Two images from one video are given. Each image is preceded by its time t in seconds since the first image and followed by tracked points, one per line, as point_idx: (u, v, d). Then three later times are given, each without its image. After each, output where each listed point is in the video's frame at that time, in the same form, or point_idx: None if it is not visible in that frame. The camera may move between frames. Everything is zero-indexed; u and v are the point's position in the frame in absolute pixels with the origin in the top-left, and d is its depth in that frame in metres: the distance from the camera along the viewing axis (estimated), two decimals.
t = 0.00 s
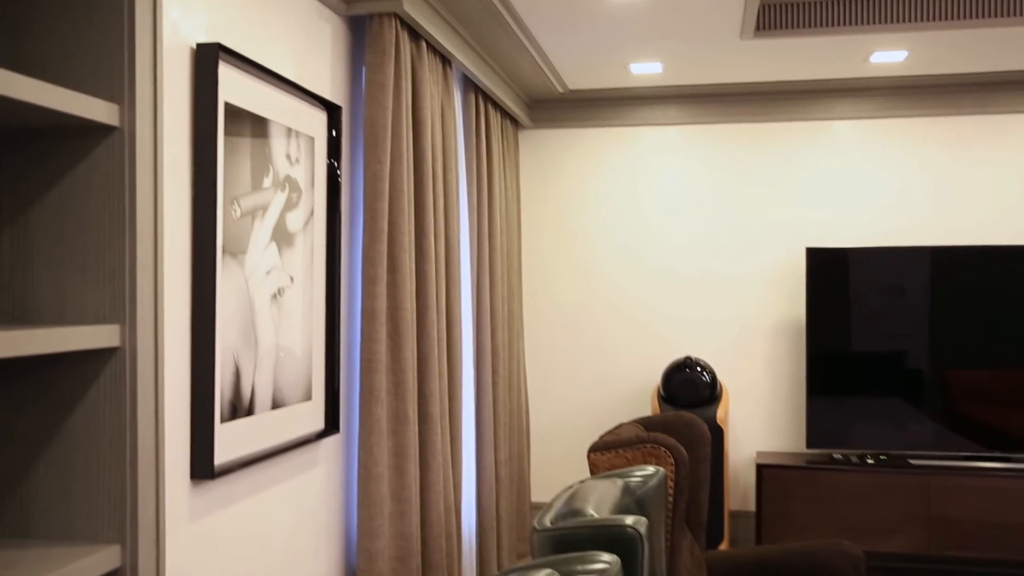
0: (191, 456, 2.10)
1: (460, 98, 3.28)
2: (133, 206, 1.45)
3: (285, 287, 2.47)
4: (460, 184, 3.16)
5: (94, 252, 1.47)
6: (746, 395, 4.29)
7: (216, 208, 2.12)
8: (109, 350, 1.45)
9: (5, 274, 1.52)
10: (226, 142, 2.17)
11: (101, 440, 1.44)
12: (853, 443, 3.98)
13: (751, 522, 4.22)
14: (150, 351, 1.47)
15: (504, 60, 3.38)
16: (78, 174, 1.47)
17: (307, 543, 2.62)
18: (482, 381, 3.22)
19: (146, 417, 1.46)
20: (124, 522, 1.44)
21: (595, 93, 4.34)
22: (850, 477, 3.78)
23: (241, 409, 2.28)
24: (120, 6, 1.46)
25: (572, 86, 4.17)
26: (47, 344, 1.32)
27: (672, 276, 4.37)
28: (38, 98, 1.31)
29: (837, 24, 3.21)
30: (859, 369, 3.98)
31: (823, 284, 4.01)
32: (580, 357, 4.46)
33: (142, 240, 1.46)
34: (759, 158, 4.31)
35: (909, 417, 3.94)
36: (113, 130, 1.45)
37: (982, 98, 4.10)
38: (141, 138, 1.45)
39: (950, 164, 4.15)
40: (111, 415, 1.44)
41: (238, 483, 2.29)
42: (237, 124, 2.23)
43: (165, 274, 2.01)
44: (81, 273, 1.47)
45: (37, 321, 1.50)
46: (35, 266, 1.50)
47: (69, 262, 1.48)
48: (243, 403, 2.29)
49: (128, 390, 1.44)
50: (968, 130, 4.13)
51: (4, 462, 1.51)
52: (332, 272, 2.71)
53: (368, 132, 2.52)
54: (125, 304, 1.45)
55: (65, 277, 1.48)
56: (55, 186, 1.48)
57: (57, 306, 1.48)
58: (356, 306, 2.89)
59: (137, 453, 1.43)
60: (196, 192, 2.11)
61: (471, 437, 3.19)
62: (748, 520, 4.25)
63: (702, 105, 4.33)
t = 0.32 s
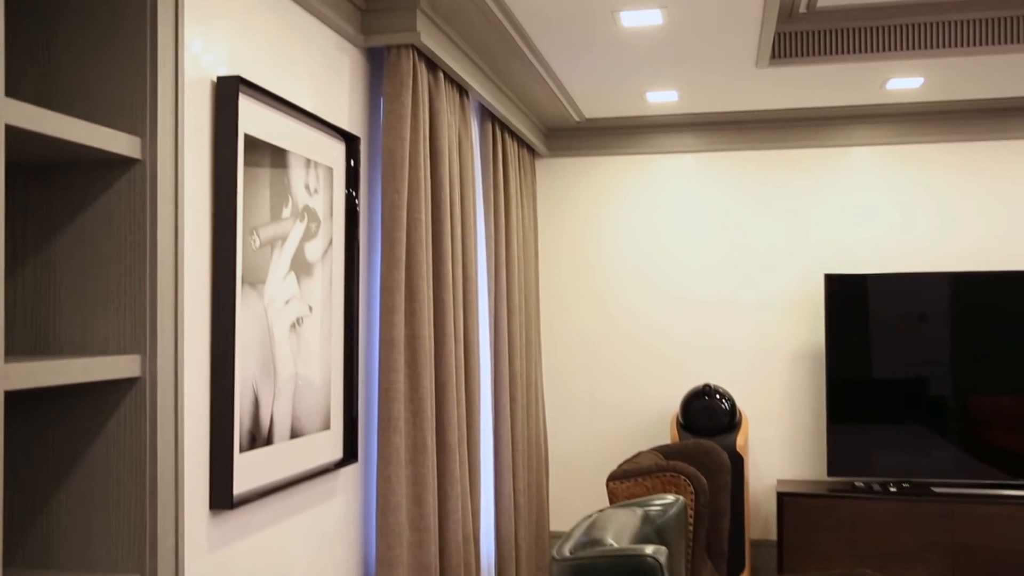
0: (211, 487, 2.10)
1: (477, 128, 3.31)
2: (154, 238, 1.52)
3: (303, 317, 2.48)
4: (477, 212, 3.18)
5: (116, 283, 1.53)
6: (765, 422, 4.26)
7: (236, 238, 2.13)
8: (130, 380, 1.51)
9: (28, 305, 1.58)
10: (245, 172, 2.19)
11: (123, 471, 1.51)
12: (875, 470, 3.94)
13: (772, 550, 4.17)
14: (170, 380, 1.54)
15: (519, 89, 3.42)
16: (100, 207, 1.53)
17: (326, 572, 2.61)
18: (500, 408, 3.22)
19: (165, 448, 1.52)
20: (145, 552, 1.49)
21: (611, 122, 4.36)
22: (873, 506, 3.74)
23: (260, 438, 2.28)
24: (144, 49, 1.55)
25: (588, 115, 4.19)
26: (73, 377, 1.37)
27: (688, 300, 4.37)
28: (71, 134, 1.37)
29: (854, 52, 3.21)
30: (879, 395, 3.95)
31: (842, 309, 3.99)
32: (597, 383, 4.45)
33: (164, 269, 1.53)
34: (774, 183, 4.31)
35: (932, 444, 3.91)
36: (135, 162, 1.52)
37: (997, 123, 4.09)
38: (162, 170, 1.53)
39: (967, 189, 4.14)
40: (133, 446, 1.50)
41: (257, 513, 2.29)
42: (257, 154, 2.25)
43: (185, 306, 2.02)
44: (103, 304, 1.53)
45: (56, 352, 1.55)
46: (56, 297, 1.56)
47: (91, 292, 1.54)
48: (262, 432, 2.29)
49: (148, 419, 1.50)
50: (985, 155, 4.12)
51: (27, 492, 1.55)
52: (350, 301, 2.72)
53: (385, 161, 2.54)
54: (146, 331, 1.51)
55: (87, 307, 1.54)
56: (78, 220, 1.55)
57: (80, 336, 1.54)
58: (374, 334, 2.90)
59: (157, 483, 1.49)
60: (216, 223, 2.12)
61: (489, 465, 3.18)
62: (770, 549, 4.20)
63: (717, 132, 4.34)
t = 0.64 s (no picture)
0: (225, 513, 2.10)
1: (491, 154, 3.33)
2: (169, 265, 1.53)
3: (318, 342, 2.49)
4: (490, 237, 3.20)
5: (132, 310, 1.54)
6: (780, 445, 4.24)
7: (252, 266, 2.14)
8: (145, 406, 1.52)
9: (46, 332, 1.59)
10: (261, 199, 2.20)
11: (138, 497, 1.51)
12: (893, 495, 3.91)
13: None
14: (185, 407, 1.55)
15: (531, 114, 3.44)
16: (117, 234, 1.54)
17: None
18: (514, 433, 3.21)
19: (180, 474, 1.53)
20: None
21: (624, 147, 4.37)
22: (890, 530, 3.70)
23: (275, 464, 2.28)
24: (160, 81, 1.57)
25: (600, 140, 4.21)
26: (90, 404, 1.38)
27: (700, 321, 4.36)
28: (91, 163, 1.38)
29: (867, 75, 3.22)
30: (895, 419, 3.93)
31: (856, 331, 3.98)
32: (610, 406, 4.43)
33: (179, 298, 1.54)
34: (786, 205, 4.31)
35: (950, 469, 3.87)
36: (152, 190, 1.53)
37: (1011, 144, 4.08)
38: (178, 198, 1.54)
39: (981, 210, 4.13)
40: (148, 473, 1.51)
41: (271, 539, 2.28)
42: (272, 181, 2.27)
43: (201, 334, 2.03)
44: (119, 330, 1.54)
45: (73, 378, 1.56)
46: (73, 324, 1.57)
47: (107, 319, 1.55)
48: (277, 457, 2.29)
49: (163, 446, 1.51)
50: (998, 176, 4.11)
51: (40, 517, 1.55)
52: (364, 326, 2.73)
53: (399, 187, 2.56)
54: (161, 359, 1.52)
55: (103, 335, 1.55)
56: (94, 248, 1.56)
57: (96, 363, 1.55)
58: (388, 359, 2.91)
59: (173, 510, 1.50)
60: (232, 251, 2.13)
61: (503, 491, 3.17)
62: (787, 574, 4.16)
63: (729, 155, 4.35)
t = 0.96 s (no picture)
0: (236, 532, 2.09)
1: (501, 173, 3.34)
2: (181, 285, 1.54)
3: (329, 361, 2.49)
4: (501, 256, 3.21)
5: (144, 330, 1.54)
6: (793, 462, 4.22)
7: (263, 286, 2.15)
8: (156, 425, 1.52)
9: (58, 352, 1.59)
10: (272, 217, 2.21)
11: (148, 517, 1.51)
12: (907, 513, 3.88)
13: None
14: (196, 428, 1.55)
15: (541, 133, 3.45)
16: (129, 254, 1.55)
17: None
18: (525, 451, 3.20)
19: (191, 494, 1.53)
20: None
21: (634, 164, 4.37)
22: (904, 549, 3.68)
23: (286, 483, 2.28)
24: (172, 102, 1.58)
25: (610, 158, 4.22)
26: (102, 423, 1.38)
27: (710, 335, 4.35)
28: (104, 183, 1.39)
29: (877, 92, 3.22)
30: (908, 435, 3.91)
31: (868, 347, 3.97)
32: (621, 423, 4.42)
33: (190, 318, 1.54)
34: (797, 221, 4.30)
35: (964, 486, 3.85)
36: (164, 210, 1.54)
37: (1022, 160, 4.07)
38: (189, 218, 1.55)
39: (993, 225, 4.11)
40: (159, 492, 1.51)
41: (282, 558, 2.28)
42: (284, 200, 2.27)
43: (212, 354, 2.03)
44: (130, 350, 1.55)
45: (85, 397, 1.56)
46: (85, 344, 1.57)
47: (119, 339, 1.56)
48: (288, 475, 2.28)
49: (175, 466, 1.51)
50: (1010, 192, 4.10)
51: (52, 537, 1.55)
52: (374, 343, 2.73)
53: (409, 206, 2.57)
54: (171, 380, 1.52)
55: (115, 354, 1.56)
56: (107, 267, 1.57)
57: (107, 383, 1.55)
58: (398, 377, 2.91)
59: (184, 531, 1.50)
60: (244, 272, 2.13)
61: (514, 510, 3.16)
62: None
63: (739, 172, 4.35)
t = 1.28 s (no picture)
0: (243, 543, 2.09)
1: (508, 183, 3.35)
2: (188, 295, 1.54)
3: (335, 370, 2.49)
4: (508, 266, 3.21)
5: (151, 340, 1.55)
6: (800, 471, 4.20)
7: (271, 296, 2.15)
8: (164, 434, 1.53)
9: (65, 363, 1.60)
10: (279, 227, 2.21)
11: (155, 527, 1.52)
12: (915, 522, 3.86)
13: None
14: (202, 438, 1.56)
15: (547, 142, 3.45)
16: (137, 265, 1.56)
17: None
18: (531, 461, 3.20)
19: (197, 505, 1.53)
20: None
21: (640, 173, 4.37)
22: (913, 558, 3.66)
23: (292, 492, 2.28)
24: (180, 113, 1.59)
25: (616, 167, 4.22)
26: (111, 432, 1.38)
27: (716, 343, 4.35)
28: (112, 194, 1.40)
29: (883, 101, 3.21)
30: (917, 444, 3.89)
31: (876, 355, 3.96)
32: (628, 431, 4.41)
33: (197, 328, 1.55)
34: (803, 229, 4.30)
35: (973, 495, 3.83)
36: (171, 221, 1.55)
37: None
38: (197, 229, 1.55)
39: (1000, 233, 4.10)
40: (166, 502, 1.52)
41: (288, 568, 2.28)
42: (290, 210, 2.28)
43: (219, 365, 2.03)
44: (138, 360, 1.55)
45: (92, 408, 1.57)
46: (92, 354, 1.57)
47: (125, 349, 1.56)
48: (294, 485, 2.28)
49: (182, 475, 1.52)
50: (1017, 200, 4.09)
51: (60, 547, 1.56)
52: (381, 353, 2.73)
53: (416, 215, 2.57)
54: (179, 390, 1.53)
55: (123, 365, 1.56)
56: (114, 277, 1.57)
57: (115, 392, 1.56)
58: (405, 386, 2.91)
59: (191, 541, 1.50)
60: (250, 282, 2.13)
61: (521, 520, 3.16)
62: None
63: (745, 180, 4.35)
